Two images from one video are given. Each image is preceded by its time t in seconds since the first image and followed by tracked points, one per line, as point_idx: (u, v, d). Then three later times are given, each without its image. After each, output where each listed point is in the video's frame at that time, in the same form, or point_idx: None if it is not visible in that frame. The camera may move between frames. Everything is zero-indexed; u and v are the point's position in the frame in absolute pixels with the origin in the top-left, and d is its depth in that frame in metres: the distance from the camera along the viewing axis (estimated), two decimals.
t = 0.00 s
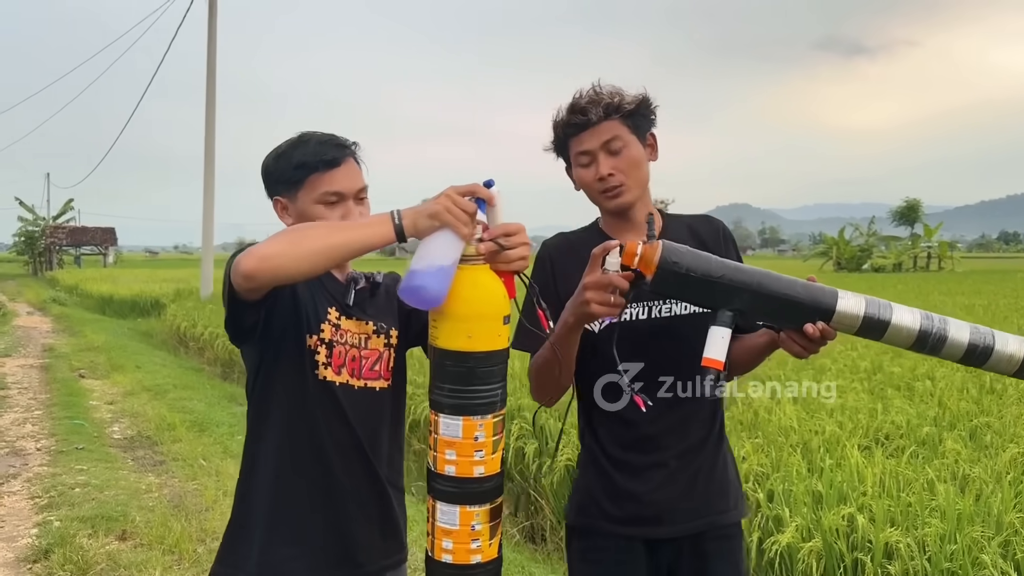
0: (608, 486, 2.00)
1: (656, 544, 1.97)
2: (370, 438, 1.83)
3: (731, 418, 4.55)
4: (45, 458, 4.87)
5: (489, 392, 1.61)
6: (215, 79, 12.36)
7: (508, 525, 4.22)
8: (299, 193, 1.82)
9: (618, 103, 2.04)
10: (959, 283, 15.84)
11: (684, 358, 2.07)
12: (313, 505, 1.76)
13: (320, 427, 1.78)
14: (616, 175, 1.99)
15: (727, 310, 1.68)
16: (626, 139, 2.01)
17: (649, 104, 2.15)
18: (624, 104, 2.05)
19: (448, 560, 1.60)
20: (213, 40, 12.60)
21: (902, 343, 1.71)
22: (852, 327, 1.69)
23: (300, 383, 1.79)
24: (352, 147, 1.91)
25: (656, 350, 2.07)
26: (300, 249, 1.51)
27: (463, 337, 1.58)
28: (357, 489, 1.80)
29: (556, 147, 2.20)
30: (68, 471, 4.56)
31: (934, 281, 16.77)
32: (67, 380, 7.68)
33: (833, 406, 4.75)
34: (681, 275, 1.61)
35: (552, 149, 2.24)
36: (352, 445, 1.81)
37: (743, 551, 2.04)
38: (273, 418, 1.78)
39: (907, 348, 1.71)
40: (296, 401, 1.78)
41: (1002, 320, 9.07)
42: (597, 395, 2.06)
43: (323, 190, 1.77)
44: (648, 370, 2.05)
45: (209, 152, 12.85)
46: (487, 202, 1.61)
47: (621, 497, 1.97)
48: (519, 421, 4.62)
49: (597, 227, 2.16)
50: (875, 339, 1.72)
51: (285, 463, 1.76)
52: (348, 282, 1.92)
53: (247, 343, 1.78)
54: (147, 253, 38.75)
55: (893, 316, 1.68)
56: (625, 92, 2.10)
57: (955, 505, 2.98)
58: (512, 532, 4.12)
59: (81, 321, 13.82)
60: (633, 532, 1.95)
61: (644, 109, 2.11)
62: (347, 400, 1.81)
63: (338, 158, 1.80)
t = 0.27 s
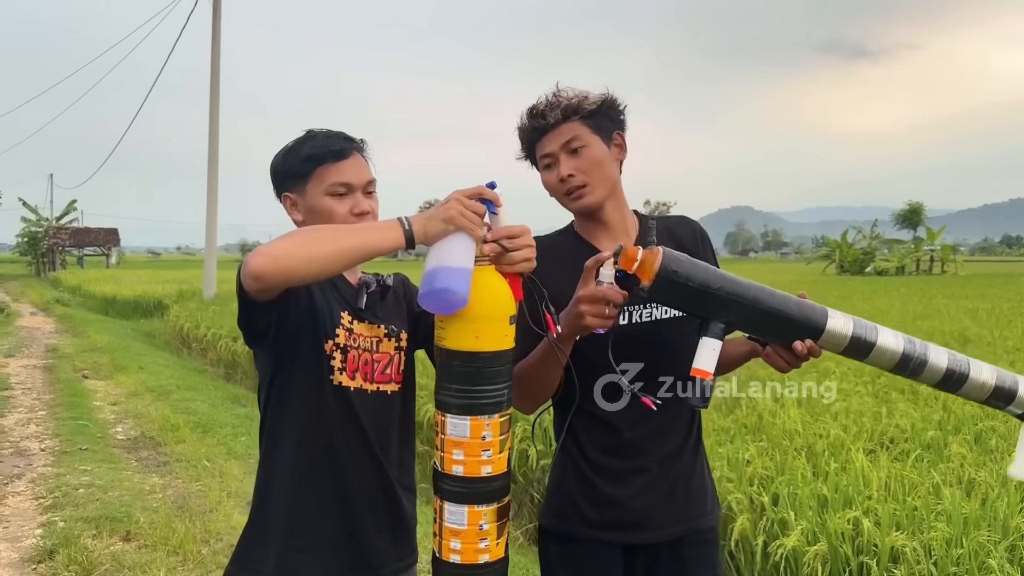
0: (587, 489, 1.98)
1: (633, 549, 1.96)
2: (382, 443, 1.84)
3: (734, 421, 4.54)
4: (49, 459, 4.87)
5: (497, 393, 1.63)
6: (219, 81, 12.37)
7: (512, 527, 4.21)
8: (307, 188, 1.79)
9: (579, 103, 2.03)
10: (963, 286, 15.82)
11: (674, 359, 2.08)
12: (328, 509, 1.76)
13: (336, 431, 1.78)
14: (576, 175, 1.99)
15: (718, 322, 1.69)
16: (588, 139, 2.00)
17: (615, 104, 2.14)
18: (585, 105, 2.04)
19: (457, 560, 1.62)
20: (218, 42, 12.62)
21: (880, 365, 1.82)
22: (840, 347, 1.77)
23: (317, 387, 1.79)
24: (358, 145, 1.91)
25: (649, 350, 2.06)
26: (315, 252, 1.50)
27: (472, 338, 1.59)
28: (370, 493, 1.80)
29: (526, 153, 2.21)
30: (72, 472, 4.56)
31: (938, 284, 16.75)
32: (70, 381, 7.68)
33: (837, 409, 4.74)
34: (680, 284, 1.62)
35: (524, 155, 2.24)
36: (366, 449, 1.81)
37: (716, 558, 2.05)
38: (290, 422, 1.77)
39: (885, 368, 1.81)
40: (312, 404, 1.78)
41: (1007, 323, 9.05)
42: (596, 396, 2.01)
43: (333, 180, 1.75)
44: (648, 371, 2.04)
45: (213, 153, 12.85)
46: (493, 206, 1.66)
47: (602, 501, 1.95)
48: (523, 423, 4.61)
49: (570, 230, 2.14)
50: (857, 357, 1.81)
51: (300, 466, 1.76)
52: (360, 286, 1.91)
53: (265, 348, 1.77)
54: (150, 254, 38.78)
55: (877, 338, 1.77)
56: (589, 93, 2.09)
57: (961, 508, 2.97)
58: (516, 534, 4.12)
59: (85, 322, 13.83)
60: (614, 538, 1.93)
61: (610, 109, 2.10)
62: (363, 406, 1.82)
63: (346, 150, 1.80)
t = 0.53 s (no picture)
0: (573, 493, 1.98)
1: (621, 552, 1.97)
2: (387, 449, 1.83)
3: (736, 424, 4.54)
4: (51, 459, 4.87)
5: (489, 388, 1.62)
6: (221, 82, 12.40)
7: (514, 528, 4.21)
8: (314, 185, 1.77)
9: (572, 105, 2.00)
10: (963, 288, 15.85)
11: (669, 359, 2.05)
12: (334, 521, 1.76)
13: (338, 443, 1.79)
14: (568, 179, 1.98)
15: (717, 328, 1.69)
16: (580, 142, 1.98)
17: (609, 106, 2.11)
18: (578, 107, 2.01)
19: (455, 556, 1.60)
20: (220, 43, 12.63)
21: (861, 388, 1.83)
22: (826, 364, 1.78)
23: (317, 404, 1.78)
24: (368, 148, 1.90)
25: (648, 349, 2.04)
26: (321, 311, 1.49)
27: (464, 335, 1.58)
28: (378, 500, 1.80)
29: (517, 150, 2.19)
30: (74, 472, 4.56)
31: (938, 287, 16.78)
32: (72, 381, 7.69)
33: (838, 411, 4.75)
34: (690, 285, 1.60)
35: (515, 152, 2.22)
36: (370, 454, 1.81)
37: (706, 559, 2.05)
38: (290, 440, 1.79)
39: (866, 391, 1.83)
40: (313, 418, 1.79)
41: (1007, 326, 9.07)
42: (598, 398, 2.00)
43: (341, 177, 1.73)
44: (648, 371, 2.02)
45: (214, 154, 12.87)
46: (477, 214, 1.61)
47: (587, 504, 1.95)
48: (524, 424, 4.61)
49: (560, 231, 2.14)
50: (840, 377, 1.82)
51: (304, 483, 1.77)
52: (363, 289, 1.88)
53: (262, 371, 1.76)
54: (151, 255, 38.78)
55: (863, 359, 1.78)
56: (584, 94, 2.07)
57: (963, 511, 2.98)
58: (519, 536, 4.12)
59: (86, 322, 13.84)
60: (602, 541, 1.94)
61: (604, 111, 2.08)
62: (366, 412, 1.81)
63: (355, 150, 1.79)
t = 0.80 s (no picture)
0: (581, 495, 1.97)
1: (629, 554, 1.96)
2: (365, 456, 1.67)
3: (735, 426, 4.55)
4: (49, 460, 4.86)
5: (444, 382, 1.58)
6: (219, 82, 12.39)
7: (513, 530, 4.21)
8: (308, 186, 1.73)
9: (579, 112, 2.01)
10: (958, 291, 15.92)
11: (674, 360, 2.06)
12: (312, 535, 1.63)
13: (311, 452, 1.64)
14: (576, 184, 1.97)
15: (725, 338, 1.69)
16: (588, 148, 1.98)
17: (617, 110, 2.11)
18: (585, 113, 2.02)
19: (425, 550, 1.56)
20: (218, 44, 12.62)
21: (860, 405, 1.84)
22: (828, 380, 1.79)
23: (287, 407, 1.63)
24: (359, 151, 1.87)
25: (653, 349, 2.04)
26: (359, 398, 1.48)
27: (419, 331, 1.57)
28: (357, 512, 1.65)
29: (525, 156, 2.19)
30: (72, 473, 4.55)
31: (934, 289, 16.85)
32: (70, 381, 7.68)
33: (836, 413, 4.76)
34: (705, 293, 1.60)
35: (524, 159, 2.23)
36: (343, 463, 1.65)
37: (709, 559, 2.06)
38: (267, 447, 1.68)
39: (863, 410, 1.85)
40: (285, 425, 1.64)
41: (1003, 328, 9.11)
42: (597, 396, 2.00)
43: (338, 176, 1.70)
44: (648, 370, 2.02)
45: (213, 155, 12.88)
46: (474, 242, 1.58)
47: (596, 506, 1.95)
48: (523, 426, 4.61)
49: (567, 235, 2.14)
50: (838, 394, 1.84)
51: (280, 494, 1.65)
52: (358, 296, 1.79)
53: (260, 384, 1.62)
54: (148, 254, 38.75)
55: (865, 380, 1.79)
56: (591, 100, 2.06)
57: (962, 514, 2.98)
58: (518, 538, 4.12)
59: (83, 322, 13.83)
60: (610, 544, 1.94)
61: (612, 116, 2.08)
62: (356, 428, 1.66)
63: (352, 150, 1.77)
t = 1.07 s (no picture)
0: (594, 493, 1.98)
1: (640, 552, 1.96)
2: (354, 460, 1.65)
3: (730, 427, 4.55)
4: (41, 460, 4.83)
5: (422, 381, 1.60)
6: (213, 81, 12.36)
7: (507, 531, 4.20)
8: (302, 182, 1.72)
9: (606, 110, 1.99)
10: (951, 292, 15.99)
11: (687, 360, 2.05)
12: (296, 537, 1.63)
13: (300, 454, 1.63)
14: (599, 183, 1.96)
15: (737, 339, 1.58)
16: (613, 147, 1.97)
17: (643, 108, 2.09)
18: (612, 111, 2.00)
19: (402, 550, 1.56)
20: (213, 43, 12.59)
21: (874, 413, 1.68)
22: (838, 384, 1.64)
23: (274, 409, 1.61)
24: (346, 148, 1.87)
25: (663, 349, 2.03)
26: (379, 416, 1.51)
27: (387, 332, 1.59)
28: (344, 516, 1.63)
29: (549, 151, 2.18)
30: (65, 473, 4.53)
31: (926, 290, 16.92)
32: (63, 381, 7.65)
33: (831, 414, 4.76)
34: (716, 295, 1.52)
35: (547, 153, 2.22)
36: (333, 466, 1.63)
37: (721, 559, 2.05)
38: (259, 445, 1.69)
39: (876, 418, 1.69)
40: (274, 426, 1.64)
41: (996, 330, 9.15)
42: (599, 397, 2.02)
43: (333, 169, 1.70)
44: (649, 370, 2.02)
45: (207, 155, 12.84)
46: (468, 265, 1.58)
47: (609, 504, 1.95)
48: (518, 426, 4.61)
49: (590, 231, 2.15)
50: (849, 400, 1.68)
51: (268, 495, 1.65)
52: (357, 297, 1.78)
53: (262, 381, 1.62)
54: (140, 254, 38.64)
55: (877, 385, 1.64)
56: (617, 97, 2.05)
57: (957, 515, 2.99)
58: (512, 538, 4.11)
59: (75, 321, 13.77)
60: (622, 541, 1.94)
61: (638, 113, 2.06)
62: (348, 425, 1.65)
63: (341, 142, 1.76)
